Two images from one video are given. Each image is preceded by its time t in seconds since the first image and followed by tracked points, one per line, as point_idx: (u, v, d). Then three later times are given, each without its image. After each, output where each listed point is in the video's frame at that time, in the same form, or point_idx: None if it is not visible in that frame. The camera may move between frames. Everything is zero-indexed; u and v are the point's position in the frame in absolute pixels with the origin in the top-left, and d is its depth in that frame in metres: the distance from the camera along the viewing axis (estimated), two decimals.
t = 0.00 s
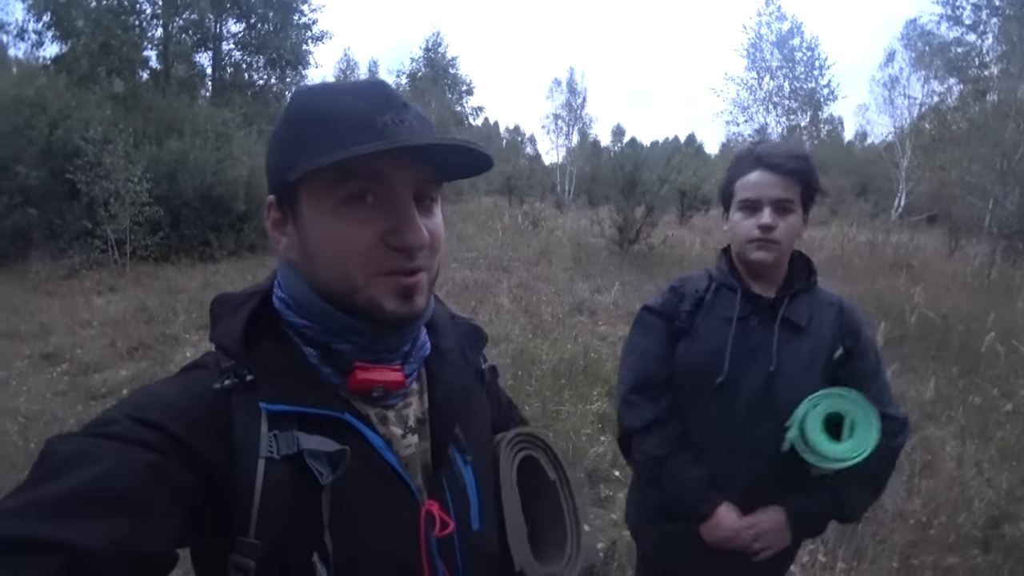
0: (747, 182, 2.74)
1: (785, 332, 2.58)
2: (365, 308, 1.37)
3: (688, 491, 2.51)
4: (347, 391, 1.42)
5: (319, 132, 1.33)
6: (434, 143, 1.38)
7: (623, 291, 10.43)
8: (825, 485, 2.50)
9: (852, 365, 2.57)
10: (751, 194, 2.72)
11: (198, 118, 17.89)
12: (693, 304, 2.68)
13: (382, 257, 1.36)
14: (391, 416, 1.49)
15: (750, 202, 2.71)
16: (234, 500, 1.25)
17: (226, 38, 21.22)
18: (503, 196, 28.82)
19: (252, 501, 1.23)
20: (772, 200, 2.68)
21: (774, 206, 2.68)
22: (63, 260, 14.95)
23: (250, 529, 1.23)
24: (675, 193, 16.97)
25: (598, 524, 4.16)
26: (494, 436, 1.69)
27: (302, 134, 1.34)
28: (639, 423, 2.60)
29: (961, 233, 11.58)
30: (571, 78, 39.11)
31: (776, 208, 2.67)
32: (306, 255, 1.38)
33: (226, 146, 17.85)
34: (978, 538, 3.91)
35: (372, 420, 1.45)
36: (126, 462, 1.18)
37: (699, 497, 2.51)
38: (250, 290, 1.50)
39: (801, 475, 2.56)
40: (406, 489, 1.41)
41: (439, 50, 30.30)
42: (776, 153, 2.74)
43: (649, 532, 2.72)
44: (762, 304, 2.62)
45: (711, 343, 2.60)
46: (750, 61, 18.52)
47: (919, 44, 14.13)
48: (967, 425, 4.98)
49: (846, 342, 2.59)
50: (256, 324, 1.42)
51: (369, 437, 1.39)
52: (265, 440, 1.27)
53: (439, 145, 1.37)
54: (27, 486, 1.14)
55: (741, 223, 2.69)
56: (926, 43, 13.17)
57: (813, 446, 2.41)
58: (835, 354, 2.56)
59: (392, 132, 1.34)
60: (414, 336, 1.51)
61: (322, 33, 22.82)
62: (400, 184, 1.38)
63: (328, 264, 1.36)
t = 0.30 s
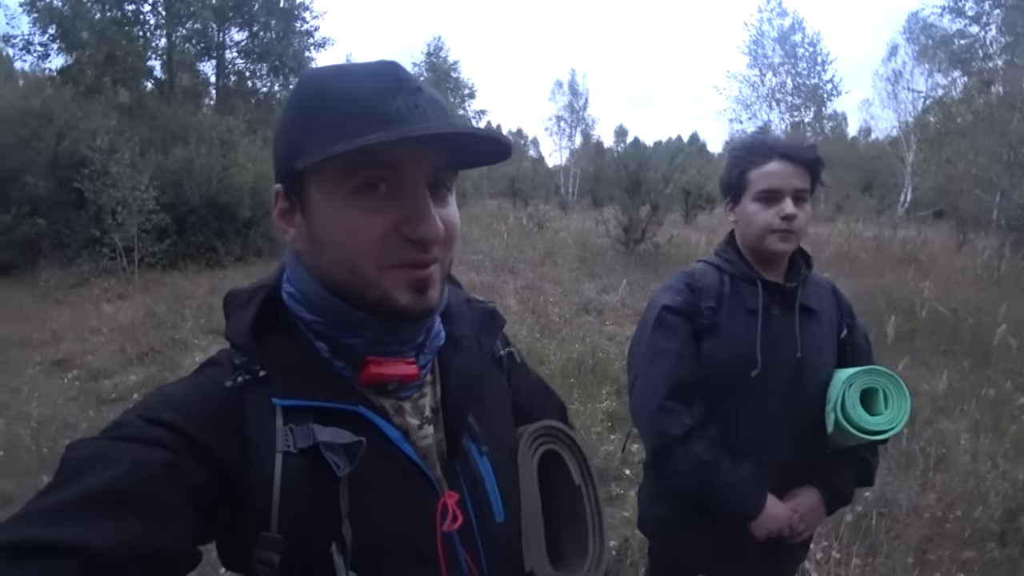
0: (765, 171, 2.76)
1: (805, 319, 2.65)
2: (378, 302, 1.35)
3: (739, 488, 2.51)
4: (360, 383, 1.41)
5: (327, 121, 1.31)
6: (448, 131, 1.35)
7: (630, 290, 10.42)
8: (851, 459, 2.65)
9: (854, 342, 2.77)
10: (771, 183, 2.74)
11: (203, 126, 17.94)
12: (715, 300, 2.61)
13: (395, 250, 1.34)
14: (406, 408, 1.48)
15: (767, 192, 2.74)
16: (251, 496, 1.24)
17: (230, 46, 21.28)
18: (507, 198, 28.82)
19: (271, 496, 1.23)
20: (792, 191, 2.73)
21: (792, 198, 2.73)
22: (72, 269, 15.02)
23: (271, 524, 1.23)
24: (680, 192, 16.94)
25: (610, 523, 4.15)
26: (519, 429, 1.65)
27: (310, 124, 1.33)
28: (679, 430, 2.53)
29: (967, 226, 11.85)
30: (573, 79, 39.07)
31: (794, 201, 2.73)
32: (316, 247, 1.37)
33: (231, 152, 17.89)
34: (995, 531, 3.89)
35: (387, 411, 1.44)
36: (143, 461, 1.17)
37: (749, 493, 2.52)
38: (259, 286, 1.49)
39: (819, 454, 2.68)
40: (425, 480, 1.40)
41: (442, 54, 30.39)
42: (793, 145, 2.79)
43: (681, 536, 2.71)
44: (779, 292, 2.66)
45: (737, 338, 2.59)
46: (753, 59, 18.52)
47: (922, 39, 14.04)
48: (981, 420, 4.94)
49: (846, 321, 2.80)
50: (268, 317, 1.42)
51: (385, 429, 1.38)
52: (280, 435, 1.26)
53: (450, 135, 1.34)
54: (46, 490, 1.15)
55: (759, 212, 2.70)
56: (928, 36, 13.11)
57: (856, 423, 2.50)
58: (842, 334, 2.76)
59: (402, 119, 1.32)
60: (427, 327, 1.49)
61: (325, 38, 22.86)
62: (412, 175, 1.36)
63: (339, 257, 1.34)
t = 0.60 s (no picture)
0: (764, 169, 2.75)
1: (806, 314, 2.63)
2: (386, 285, 1.35)
3: (750, 487, 2.49)
4: (369, 383, 1.39)
5: (322, 107, 1.30)
6: (440, 103, 1.35)
7: (634, 293, 10.40)
8: (858, 451, 2.63)
9: (855, 335, 2.75)
10: (770, 181, 2.73)
11: (208, 132, 17.99)
12: (717, 300, 2.60)
13: (399, 230, 1.34)
14: (416, 409, 1.45)
15: (767, 190, 2.72)
16: (255, 493, 1.23)
17: (235, 52, 21.28)
18: (511, 201, 28.82)
19: (274, 493, 1.22)
20: (791, 189, 2.73)
21: (790, 195, 2.73)
22: (78, 274, 15.07)
23: (273, 522, 1.22)
24: (684, 195, 16.92)
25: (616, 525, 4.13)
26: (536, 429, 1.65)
27: (304, 112, 1.32)
28: (687, 431, 2.50)
29: (973, 227, 11.85)
30: (576, 83, 39.11)
31: (793, 198, 2.72)
32: (320, 237, 1.36)
33: (236, 158, 17.93)
34: (1005, 533, 3.86)
35: (396, 412, 1.41)
36: (147, 454, 1.17)
37: (760, 492, 2.49)
38: (270, 283, 1.47)
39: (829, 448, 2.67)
40: (431, 484, 1.37)
41: (445, 60, 30.48)
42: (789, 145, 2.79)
43: (693, 538, 2.68)
44: (782, 290, 2.64)
45: (742, 337, 2.57)
46: (756, 61, 18.48)
47: (927, 40, 14.01)
48: (990, 421, 4.91)
49: (846, 316, 2.78)
50: (277, 316, 1.39)
51: (392, 431, 1.36)
52: (284, 434, 1.24)
53: (446, 104, 1.34)
54: (51, 484, 1.15)
55: (759, 210, 2.69)
56: (933, 36, 13.10)
57: (863, 417, 2.50)
58: (845, 329, 2.75)
59: (397, 95, 1.31)
60: (437, 320, 1.47)
61: (329, 44, 22.91)
62: (412, 152, 1.36)
63: (344, 243, 1.34)
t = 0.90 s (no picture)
0: (750, 176, 2.78)
1: (791, 318, 2.65)
2: (410, 299, 1.37)
3: (727, 486, 2.54)
4: (381, 395, 1.42)
5: (350, 128, 1.34)
6: (467, 128, 1.41)
7: (630, 291, 10.43)
8: (847, 463, 2.58)
9: (853, 341, 2.72)
10: (757, 188, 2.76)
11: (202, 131, 17.94)
12: (699, 303, 2.68)
13: (425, 245, 1.38)
14: (425, 420, 1.48)
15: (754, 196, 2.75)
16: (269, 507, 1.25)
17: (227, 51, 21.22)
18: (506, 199, 28.84)
19: (287, 508, 1.24)
20: (777, 194, 2.75)
21: (777, 200, 2.75)
22: (72, 276, 15.03)
23: (287, 534, 1.24)
24: (678, 191, 16.94)
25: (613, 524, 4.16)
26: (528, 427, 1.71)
27: (331, 133, 1.35)
28: (663, 427, 2.57)
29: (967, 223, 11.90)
30: (571, 79, 39.07)
31: (780, 203, 2.74)
32: (344, 253, 1.38)
33: (230, 158, 17.90)
34: (996, 530, 3.90)
35: (407, 424, 1.44)
36: (162, 471, 1.19)
37: (738, 492, 2.54)
38: (281, 298, 1.50)
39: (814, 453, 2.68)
40: (440, 494, 1.40)
41: (439, 56, 30.48)
42: (777, 151, 2.81)
43: (680, 533, 2.74)
44: (767, 294, 2.69)
45: (725, 341, 2.64)
46: (751, 57, 18.52)
47: (920, 36, 14.03)
48: (982, 418, 4.96)
49: (843, 321, 2.76)
50: (291, 331, 1.42)
51: (402, 443, 1.39)
52: (299, 449, 1.27)
53: (469, 127, 1.40)
54: (64, 498, 1.16)
55: (745, 217, 2.72)
56: (927, 33, 13.10)
57: (839, 426, 2.52)
58: (838, 335, 2.72)
59: (422, 118, 1.36)
60: (448, 336, 1.51)
61: (322, 42, 22.85)
62: (434, 173, 1.41)
63: (369, 260, 1.37)
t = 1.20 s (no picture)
0: (742, 175, 2.78)
1: (773, 321, 2.67)
2: (387, 300, 1.37)
3: (697, 485, 2.60)
4: (359, 397, 1.44)
5: (318, 132, 1.35)
6: (435, 127, 1.41)
7: (625, 286, 10.43)
8: (825, 470, 2.57)
9: (840, 348, 2.69)
10: (749, 188, 2.76)
11: (197, 122, 17.86)
12: (681, 303, 2.73)
13: (400, 245, 1.37)
14: (402, 422, 1.50)
15: (746, 197, 2.75)
16: (256, 512, 1.26)
17: (222, 40, 21.08)
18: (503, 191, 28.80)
19: (270, 511, 1.24)
20: (769, 195, 2.74)
21: (769, 202, 2.75)
22: (67, 267, 14.99)
23: (270, 538, 1.24)
24: (675, 187, 16.92)
25: (602, 520, 4.18)
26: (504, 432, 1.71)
27: (300, 139, 1.36)
28: (639, 421, 2.66)
29: (963, 223, 11.86)
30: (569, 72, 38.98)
31: (771, 204, 2.75)
32: (320, 259, 1.38)
33: (226, 148, 17.84)
34: (983, 530, 3.91)
35: (384, 426, 1.46)
36: (149, 479, 1.18)
37: (708, 492, 2.59)
38: (259, 302, 1.51)
39: (797, 459, 2.68)
40: (419, 495, 1.42)
41: (437, 48, 30.38)
42: (768, 151, 2.81)
43: (661, 527, 2.81)
44: (750, 297, 2.71)
45: (704, 342, 2.68)
46: (750, 53, 18.49)
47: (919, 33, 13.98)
48: (971, 418, 4.98)
49: (834, 326, 2.73)
50: (268, 334, 1.43)
51: (381, 444, 1.40)
52: (280, 452, 1.28)
53: (437, 123, 1.40)
54: (44, 510, 1.14)
55: (737, 217, 2.73)
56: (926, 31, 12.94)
57: (808, 433, 2.53)
58: (824, 340, 2.69)
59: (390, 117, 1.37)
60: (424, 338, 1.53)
61: (319, 32, 22.75)
62: (405, 173, 1.41)
63: (345, 263, 1.36)
